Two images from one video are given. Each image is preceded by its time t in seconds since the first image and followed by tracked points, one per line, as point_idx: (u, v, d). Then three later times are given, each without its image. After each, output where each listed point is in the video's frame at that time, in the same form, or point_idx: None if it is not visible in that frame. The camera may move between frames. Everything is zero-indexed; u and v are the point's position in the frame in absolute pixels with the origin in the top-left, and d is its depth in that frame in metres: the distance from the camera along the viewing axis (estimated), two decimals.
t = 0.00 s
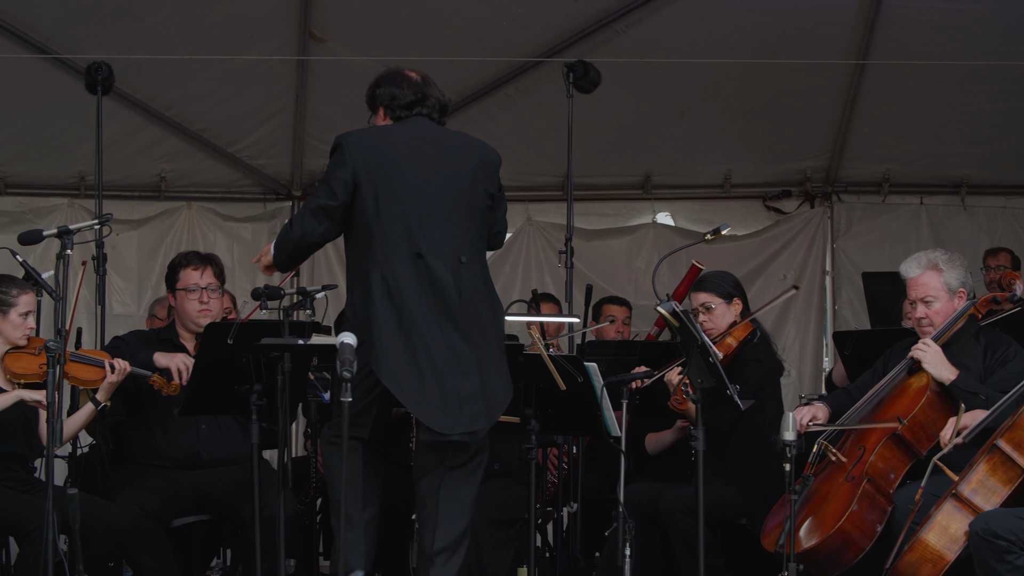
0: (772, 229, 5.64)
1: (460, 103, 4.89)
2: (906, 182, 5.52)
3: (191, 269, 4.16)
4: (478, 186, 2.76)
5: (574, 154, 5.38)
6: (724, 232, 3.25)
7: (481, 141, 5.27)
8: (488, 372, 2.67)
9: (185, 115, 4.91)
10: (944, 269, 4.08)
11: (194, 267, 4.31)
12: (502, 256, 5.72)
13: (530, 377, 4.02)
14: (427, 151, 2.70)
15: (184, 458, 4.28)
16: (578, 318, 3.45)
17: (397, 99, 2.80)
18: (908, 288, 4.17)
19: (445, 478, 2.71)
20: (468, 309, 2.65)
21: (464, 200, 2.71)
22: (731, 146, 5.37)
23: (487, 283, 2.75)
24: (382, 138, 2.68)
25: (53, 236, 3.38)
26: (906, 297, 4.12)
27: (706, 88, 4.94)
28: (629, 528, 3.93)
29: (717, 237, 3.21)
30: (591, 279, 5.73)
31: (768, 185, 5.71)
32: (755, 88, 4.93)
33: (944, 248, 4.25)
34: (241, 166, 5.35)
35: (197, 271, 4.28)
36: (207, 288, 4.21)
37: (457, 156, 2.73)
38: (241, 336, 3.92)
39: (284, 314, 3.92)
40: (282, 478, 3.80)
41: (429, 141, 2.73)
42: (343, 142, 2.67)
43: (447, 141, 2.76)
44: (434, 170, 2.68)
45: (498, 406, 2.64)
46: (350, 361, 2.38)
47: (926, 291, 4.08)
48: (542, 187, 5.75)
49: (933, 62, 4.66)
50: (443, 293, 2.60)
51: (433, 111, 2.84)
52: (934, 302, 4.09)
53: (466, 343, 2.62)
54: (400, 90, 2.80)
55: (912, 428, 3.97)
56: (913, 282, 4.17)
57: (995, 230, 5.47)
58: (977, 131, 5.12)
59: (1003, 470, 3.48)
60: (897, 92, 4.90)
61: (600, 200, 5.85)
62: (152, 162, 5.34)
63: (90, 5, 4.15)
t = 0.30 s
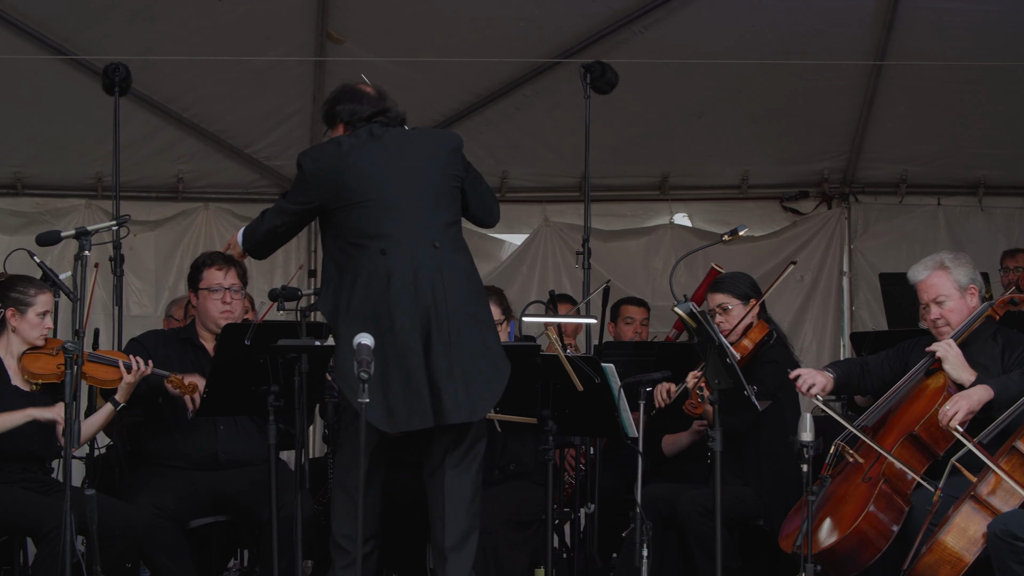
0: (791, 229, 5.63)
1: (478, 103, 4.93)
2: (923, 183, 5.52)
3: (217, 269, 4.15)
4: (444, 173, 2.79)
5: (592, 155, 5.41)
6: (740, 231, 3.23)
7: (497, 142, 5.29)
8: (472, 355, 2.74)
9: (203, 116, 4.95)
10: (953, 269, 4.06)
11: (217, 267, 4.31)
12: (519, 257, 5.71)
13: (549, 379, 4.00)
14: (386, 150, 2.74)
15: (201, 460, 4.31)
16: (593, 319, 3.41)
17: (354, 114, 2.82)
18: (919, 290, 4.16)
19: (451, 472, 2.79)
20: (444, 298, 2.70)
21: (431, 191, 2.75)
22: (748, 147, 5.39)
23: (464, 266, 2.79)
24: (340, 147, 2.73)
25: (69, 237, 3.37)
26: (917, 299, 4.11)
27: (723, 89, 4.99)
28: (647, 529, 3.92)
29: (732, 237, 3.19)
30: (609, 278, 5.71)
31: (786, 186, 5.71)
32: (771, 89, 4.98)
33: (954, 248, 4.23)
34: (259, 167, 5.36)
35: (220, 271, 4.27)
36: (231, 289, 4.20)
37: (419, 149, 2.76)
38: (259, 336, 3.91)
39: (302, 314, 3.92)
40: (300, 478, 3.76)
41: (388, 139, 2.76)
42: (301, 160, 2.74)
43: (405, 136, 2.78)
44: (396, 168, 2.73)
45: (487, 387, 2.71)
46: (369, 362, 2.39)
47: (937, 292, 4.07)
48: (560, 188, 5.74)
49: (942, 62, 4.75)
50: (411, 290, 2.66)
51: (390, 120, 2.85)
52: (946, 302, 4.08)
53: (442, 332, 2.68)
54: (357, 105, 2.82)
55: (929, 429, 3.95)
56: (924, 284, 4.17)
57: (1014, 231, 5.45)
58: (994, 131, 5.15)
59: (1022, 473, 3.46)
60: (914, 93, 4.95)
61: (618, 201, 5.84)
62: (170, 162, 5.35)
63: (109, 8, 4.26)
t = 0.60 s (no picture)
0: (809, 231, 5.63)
1: (496, 105, 4.95)
2: (942, 184, 5.52)
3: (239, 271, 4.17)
4: (438, 181, 2.81)
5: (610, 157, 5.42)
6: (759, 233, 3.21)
7: (515, 143, 5.31)
8: (463, 359, 2.73)
9: (222, 117, 4.99)
10: (982, 269, 4.03)
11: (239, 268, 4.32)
12: (538, 258, 5.72)
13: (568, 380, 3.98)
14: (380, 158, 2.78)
15: (220, 462, 4.31)
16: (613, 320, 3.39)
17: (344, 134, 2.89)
18: (947, 288, 4.15)
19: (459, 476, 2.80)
20: (438, 301, 2.70)
21: (425, 196, 2.76)
22: (765, 149, 5.41)
23: (459, 271, 2.78)
24: (335, 159, 2.80)
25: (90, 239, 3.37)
26: (943, 297, 4.10)
27: (741, 91, 5.01)
28: (665, 530, 3.91)
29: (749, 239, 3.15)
30: (629, 282, 5.76)
31: (805, 187, 5.70)
32: (788, 90, 5.01)
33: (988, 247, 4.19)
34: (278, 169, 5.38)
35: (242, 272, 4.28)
36: (252, 290, 4.22)
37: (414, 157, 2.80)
38: (278, 338, 3.88)
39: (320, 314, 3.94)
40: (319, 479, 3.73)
41: (381, 149, 2.81)
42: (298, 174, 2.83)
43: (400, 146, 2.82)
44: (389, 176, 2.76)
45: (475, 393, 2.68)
46: (388, 362, 2.35)
47: (964, 292, 4.05)
48: (579, 190, 5.74)
49: (959, 64, 4.77)
50: (402, 292, 2.67)
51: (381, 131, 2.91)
52: (972, 302, 4.06)
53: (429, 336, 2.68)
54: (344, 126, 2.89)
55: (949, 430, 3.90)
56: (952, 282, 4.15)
57: None
58: (1012, 132, 5.16)
59: None
60: (932, 95, 4.98)
61: (636, 202, 5.83)
62: (189, 164, 5.36)
63: (129, 10, 4.31)
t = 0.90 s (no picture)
0: (829, 232, 5.64)
1: (516, 106, 4.97)
2: (961, 186, 5.53)
3: (260, 274, 4.18)
4: (476, 185, 2.80)
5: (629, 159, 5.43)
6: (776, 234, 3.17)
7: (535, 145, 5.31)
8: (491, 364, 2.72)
9: (242, 118, 5.01)
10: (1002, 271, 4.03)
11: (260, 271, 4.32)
12: (558, 259, 5.72)
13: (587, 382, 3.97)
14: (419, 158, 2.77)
15: (239, 463, 4.31)
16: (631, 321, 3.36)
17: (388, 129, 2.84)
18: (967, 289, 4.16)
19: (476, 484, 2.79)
20: (467, 305, 2.69)
21: (461, 201, 2.76)
22: (784, 150, 5.42)
23: (490, 277, 2.77)
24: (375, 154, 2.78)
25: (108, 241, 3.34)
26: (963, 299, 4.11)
27: (760, 92, 5.03)
28: (685, 532, 3.90)
29: (767, 240, 3.12)
30: (647, 283, 5.77)
31: (824, 189, 5.71)
32: (807, 92, 5.02)
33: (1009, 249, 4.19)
34: (297, 171, 5.40)
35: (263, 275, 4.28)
36: (272, 293, 4.23)
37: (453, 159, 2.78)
38: (297, 339, 3.85)
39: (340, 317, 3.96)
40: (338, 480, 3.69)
41: (421, 147, 2.80)
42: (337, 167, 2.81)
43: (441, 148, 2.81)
44: (427, 176, 2.75)
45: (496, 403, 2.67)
46: (406, 364, 2.37)
47: (984, 293, 4.06)
48: (598, 192, 5.75)
49: (979, 65, 4.79)
50: (433, 294, 2.66)
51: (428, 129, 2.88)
52: (992, 304, 4.07)
53: (457, 342, 2.67)
54: (390, 121, 2.85)
55: (969, 431, 3.84)
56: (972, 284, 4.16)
57: None
58: None
59: None
60: (952, 96, 4.98)
61: (656, 204, 5.84)
62: (208, 166, 5.38)
63: (150, 11, 4.32)
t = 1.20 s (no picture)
0: (848, 232, 5.63)
1: (534, 107, 4.99)
2: (980, 187, 5.54)
3: (281, 277, 4.19)
4: (524, 174, 2.66)
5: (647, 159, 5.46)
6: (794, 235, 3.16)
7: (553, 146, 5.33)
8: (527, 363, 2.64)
9: (260, 119, 5.02)
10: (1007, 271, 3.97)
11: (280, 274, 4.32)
12: (575, 260, 5.74)
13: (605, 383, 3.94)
14: (469, 141, 2.62)
15: (257, 464, 4.32)
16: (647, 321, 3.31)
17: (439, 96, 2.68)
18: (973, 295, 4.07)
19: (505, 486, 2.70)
20: (507, 301, 2.61)
21: (508, 190, 2.63)
22: (801, 151, 5.44)
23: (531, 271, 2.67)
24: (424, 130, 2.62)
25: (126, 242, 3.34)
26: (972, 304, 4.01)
27: (777, 93, 5.04)
28: (702, 533, 3.90)
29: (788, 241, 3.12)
30: (665, 284, 5.77)
31: (843, 190, 5.72)
32: (825, 93, 5.03)
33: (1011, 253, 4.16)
34: (315, 171, 5.43)
35: (283, 279, 4.28)
36: (291, 297, 4.24)
37: (504, 144, 2.64)
38: (315, 340, 3.84)
39: (361, 319, 3.97)
40: (356, 481, 3.68)
41: (473, 126, 2.64)
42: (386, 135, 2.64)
43: (493, 128, 2.66)
44: (474, 161, 2.61)
45: (534, 406, 2.60)
46: (424, 364, 2.32)
47: (993, 295, 3.97)
48: (616, 193, 5.77)
49: (996, 67, 4.80)
50: (472, 291, 2.57)
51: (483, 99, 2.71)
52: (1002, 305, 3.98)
53: (497, 338, 2.59)
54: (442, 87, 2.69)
55: (986, 432, 3.83)
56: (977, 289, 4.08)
57: None
58: None
59: None
60: (969, 97, 4.99)
61: (674, 205, 5.86)
62: (227, 167, 5.40)
63: (168, 13, 4.33)
